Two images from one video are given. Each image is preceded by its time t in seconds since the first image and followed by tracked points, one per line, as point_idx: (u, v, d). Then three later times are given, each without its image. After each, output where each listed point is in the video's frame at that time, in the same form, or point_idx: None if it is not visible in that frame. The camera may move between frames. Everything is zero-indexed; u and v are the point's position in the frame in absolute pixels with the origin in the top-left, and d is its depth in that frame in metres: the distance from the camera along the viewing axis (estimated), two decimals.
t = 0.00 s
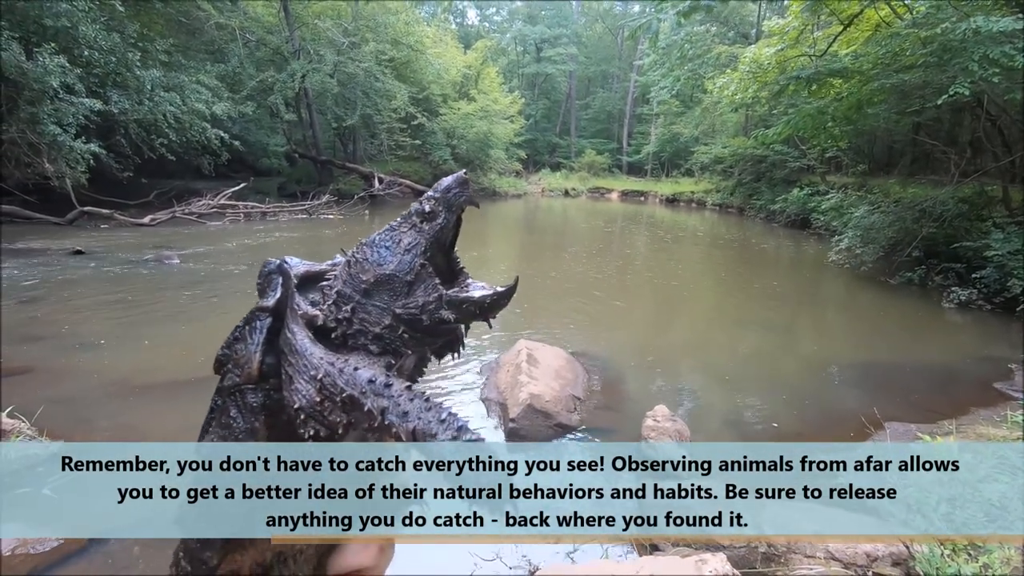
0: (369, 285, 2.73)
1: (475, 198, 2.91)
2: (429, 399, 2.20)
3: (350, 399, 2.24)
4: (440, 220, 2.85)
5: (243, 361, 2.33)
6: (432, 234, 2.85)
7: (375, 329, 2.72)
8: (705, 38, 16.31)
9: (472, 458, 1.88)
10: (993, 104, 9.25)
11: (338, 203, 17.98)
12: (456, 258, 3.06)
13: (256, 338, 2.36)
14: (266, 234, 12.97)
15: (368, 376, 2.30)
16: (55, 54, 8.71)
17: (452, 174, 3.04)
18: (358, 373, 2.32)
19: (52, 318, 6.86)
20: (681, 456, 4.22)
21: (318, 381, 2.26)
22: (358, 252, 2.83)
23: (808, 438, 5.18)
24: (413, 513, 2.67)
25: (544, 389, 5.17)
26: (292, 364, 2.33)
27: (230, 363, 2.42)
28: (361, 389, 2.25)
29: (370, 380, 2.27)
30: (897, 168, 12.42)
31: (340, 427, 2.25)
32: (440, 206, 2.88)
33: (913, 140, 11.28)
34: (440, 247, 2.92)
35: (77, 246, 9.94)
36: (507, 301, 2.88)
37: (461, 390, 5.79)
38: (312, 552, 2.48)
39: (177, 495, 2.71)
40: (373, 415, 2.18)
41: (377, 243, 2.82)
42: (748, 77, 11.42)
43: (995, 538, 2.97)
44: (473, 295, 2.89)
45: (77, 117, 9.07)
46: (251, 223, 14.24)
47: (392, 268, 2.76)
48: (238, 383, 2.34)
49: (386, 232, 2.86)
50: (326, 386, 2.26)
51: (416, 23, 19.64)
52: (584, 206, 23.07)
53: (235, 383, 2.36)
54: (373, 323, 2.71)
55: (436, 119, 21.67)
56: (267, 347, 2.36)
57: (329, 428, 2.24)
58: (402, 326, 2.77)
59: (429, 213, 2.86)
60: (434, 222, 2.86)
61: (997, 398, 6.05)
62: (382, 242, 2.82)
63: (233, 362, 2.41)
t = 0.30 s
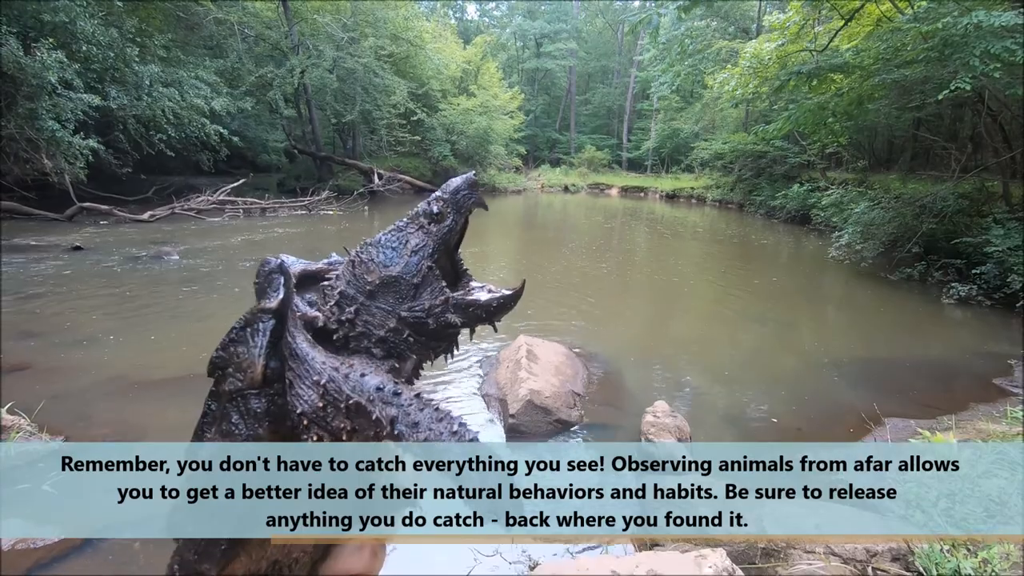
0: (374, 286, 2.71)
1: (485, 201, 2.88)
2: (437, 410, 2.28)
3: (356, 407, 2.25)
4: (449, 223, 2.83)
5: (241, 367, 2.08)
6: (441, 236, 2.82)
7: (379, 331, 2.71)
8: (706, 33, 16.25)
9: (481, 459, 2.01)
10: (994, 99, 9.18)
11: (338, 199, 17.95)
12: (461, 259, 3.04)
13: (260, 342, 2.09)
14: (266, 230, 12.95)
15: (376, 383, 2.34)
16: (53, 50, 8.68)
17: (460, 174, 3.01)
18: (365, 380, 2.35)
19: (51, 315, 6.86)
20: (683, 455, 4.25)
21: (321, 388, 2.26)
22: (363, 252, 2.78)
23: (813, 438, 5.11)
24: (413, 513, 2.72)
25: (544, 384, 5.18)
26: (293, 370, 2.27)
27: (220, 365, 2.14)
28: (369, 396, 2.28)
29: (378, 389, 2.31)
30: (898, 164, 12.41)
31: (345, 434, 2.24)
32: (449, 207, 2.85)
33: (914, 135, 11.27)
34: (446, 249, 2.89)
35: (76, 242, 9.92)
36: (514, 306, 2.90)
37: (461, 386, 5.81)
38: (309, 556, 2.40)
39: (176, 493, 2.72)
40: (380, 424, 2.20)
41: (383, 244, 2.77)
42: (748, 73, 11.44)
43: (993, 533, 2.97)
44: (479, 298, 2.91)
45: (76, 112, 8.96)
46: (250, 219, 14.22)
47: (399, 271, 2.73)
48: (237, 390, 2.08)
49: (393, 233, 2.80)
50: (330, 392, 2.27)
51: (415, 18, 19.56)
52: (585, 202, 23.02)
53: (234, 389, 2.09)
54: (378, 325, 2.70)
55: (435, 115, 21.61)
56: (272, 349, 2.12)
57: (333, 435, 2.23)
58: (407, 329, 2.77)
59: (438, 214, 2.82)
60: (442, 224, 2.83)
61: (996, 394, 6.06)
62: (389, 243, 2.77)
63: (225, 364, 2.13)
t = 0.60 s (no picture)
0: (376, 278, 2.67)
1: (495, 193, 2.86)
2: (453, 408, 2.13)
3: (364, 405, 2.14)
4: (457, 214, 2.81)
5: (240, 363, 1.88)
6: (447, 228, 2.80)
7: (380, 325, 2.68)
8: (706, 27, 16.20)
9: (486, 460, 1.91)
10: (994, 93, 9.18)
11: (337, 193, 17.94)
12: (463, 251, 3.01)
13: (261, 334, 1.91)
14: (265, 224, 12.94)
15: (385, 381, 2.22)
16: (50, 43, 8.66)
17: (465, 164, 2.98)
18: (371, 376, 2.24)
19: (51, 309, 6.88)
20: (682, 456, 4.10)
21: (324, 384, 2.15)
22: (366, 241, 2.73)
23: (816, 435, 5.09)
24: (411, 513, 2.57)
25: (543, 378, 5.18)
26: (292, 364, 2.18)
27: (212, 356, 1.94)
28: (378, 394, 2.16)
29: (388, 386, 2.19)
30: (897, 158, 12.42)
31: (349, 431, 2.15)
32: (458, 197, 2.83)
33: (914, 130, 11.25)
34: (452, 240, 2.85)
35: (74, 237, 9.90)
36: (518, 302, 2.85)
37: (460, 380, 5.81)
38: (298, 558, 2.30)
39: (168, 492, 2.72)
40: (393, 423, 2.09)
41: (389, 234, 2.72)
42: (747, 67, 11.28)
43: (991, 526, 2.98)
44: (484, 293, 2.87)
45: (73, 106, 9.07)
46: (249, 213, 14.19)
47: (404, 264, 2.69)
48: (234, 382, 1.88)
49: (400, 222, 2.75)
50: (335, 389, 2.16)
51: (414, 11, 19.47)
52: (585, 196, 23.02)
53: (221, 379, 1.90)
54: (379, 319, 2.67)
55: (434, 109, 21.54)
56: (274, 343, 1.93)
57: (337, 431, 2.14)
58: (409, 323, 2.75)
59: (446, 205, 2.79)
60: (451, 214, 2.80)
61: (994, 387, 6.10)
62: (394, 233, 2.72)
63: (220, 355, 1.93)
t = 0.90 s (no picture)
0: (382, 278, 2.53)
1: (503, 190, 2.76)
2: (481, 413, 2.10)
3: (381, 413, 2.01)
4: (465, 211, 2.70)
5: (239, 376, 1.80)
6: (455, 224, 2.68)
7: (385, 327, 2.55)
8: (705, 21, 16.15)
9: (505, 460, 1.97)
10: (994, 88, 9.18)
11: (335, 188, 17.89)
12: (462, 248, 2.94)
13: (270, 342, 1.86)
14: (263, 219, 12.91)
15: (405, 388, 2.09)
16: (46, 36, 8.62)
17: (473, 158, 2.86)
18: (389, 383, 2.10)
19: (49, 303, 6.88)
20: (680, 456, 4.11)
21: (336, 394, 2.00)
22: (368, 237, 2.58)
23: (815, 431, 5.08)
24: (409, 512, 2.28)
25: (541, 373, 5.20)
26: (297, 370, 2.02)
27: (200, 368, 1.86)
28: (399, 403, 2.02)
29: (410, 394, 2.07)
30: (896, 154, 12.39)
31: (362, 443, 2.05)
32: (466, 194, 2.71)
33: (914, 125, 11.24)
34: (457, 239, 2.74)
35: (71, 231, 9.88)
36: (526, 302, 2.83)
37: (459, 376, 5.80)
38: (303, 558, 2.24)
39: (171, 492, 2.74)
40: (417, 433, 1.96)
41: (394, 231, 2.57)
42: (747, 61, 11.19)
43: (984, 521, 3.00)
44: (490, 293, 2.81)
45: (69, 100, 8.99)
46: (247, 207, 14.13)
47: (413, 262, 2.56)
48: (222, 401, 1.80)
49: (405, 218, 2.60)
50: (348, 399, 2.01)
51: (412, 5, 19.37)
52: (584, 191, 22.99)
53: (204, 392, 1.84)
54: (384, 321, 2.54)
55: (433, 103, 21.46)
56: (284, 354, 1.89)
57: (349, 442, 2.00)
58: (415, 325, 2.63)
59: (454, 201, 2.67)
60: (458, 212, 2.69)
61: (990, 382, 6.13)
62: (400, 230, 2.57)
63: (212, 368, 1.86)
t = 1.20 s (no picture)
0: (402, 261, 2.59)
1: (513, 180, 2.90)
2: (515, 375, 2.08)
3: (417, 379, 2.06)
4: (479, 199, 2.82)
5: (290, 350, 1.84)
6: (470, 212, 2.80)
7: (406, 310, 2.59)
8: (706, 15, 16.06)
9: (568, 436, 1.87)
10: (994, 84, 9.16)
11: (334, 182, 17.84)
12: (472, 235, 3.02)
13: (312, 315, 1.91)
14: (261, 213, 12.86)
15: (441, 354, 2.12)
16: (43, 28, 8.60)
17: (480, 154, 3.02)
18: (423, 351, 2.14)
19: (47, 296, 6.88)
20: (682, 454, 4.14)
21: (374, 364, 2.06)
22: (387, 223, 2.66)
23: (811, 425, 5.11)
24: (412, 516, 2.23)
25: (540, 367, 5.24)
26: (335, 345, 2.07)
27: (245, 350, 1.91)
28: (437, 367, 2.07)
29: (447, 357, 2.10)
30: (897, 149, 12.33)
31: (398, 411, 2.08)
32: (479, 184, 2.85)
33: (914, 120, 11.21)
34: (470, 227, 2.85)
35: (70, 225, 9.86)
36: (536, 284, 2.91)
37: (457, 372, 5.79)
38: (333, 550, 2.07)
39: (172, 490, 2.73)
40: (457, 395, 2.01)
41: (413, 217, 2.66)
42: (748, 56, 11.12)
43: (982, 515, 2.99)
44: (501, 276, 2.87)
45: (67, 93, 8.96)
46: (246, 201, 14.09)
47: (434, 246, 2.65)
48: (268, 378, 1.83)
49: (423, 207, 2.71)
50: (385, 368, 2.07)
51: None
52: (584, 186, 22.93)
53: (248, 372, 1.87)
54: (404, 303, 2.58)
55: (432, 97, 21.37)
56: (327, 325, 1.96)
57: (388, 412, 2.07)
58: (433, 307, 2.69)
59: (468, 190, 2.80)
60: (473, 200, 2.81)
61: (988, 377, 6.15)
62: (417, 217, 2.67)
63: (257, 349, 1.90)
